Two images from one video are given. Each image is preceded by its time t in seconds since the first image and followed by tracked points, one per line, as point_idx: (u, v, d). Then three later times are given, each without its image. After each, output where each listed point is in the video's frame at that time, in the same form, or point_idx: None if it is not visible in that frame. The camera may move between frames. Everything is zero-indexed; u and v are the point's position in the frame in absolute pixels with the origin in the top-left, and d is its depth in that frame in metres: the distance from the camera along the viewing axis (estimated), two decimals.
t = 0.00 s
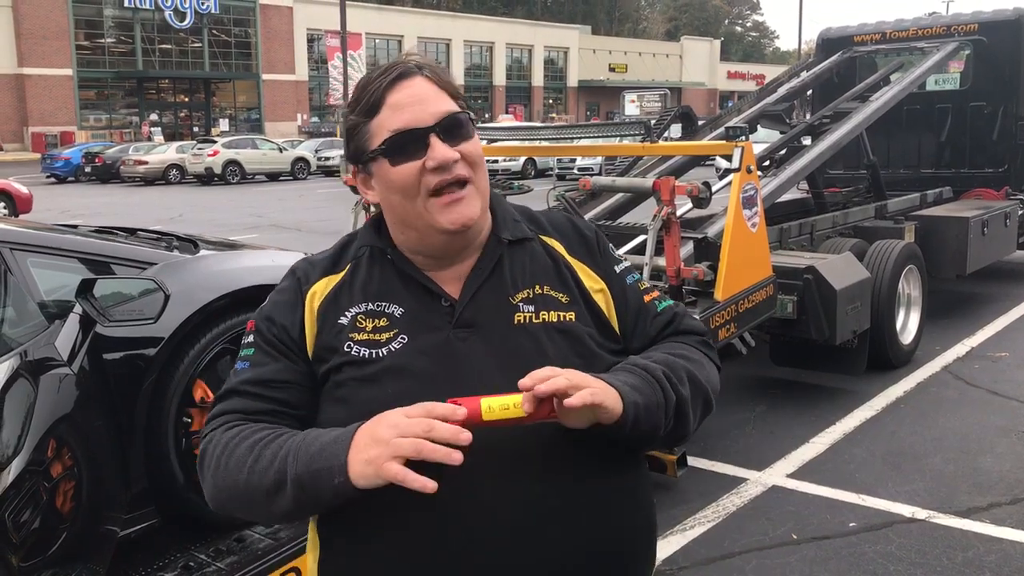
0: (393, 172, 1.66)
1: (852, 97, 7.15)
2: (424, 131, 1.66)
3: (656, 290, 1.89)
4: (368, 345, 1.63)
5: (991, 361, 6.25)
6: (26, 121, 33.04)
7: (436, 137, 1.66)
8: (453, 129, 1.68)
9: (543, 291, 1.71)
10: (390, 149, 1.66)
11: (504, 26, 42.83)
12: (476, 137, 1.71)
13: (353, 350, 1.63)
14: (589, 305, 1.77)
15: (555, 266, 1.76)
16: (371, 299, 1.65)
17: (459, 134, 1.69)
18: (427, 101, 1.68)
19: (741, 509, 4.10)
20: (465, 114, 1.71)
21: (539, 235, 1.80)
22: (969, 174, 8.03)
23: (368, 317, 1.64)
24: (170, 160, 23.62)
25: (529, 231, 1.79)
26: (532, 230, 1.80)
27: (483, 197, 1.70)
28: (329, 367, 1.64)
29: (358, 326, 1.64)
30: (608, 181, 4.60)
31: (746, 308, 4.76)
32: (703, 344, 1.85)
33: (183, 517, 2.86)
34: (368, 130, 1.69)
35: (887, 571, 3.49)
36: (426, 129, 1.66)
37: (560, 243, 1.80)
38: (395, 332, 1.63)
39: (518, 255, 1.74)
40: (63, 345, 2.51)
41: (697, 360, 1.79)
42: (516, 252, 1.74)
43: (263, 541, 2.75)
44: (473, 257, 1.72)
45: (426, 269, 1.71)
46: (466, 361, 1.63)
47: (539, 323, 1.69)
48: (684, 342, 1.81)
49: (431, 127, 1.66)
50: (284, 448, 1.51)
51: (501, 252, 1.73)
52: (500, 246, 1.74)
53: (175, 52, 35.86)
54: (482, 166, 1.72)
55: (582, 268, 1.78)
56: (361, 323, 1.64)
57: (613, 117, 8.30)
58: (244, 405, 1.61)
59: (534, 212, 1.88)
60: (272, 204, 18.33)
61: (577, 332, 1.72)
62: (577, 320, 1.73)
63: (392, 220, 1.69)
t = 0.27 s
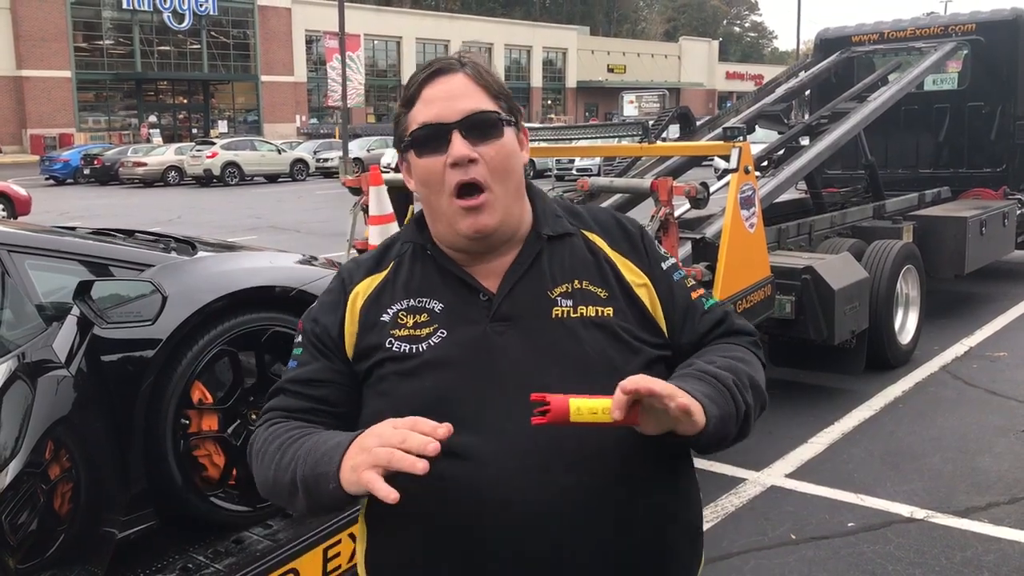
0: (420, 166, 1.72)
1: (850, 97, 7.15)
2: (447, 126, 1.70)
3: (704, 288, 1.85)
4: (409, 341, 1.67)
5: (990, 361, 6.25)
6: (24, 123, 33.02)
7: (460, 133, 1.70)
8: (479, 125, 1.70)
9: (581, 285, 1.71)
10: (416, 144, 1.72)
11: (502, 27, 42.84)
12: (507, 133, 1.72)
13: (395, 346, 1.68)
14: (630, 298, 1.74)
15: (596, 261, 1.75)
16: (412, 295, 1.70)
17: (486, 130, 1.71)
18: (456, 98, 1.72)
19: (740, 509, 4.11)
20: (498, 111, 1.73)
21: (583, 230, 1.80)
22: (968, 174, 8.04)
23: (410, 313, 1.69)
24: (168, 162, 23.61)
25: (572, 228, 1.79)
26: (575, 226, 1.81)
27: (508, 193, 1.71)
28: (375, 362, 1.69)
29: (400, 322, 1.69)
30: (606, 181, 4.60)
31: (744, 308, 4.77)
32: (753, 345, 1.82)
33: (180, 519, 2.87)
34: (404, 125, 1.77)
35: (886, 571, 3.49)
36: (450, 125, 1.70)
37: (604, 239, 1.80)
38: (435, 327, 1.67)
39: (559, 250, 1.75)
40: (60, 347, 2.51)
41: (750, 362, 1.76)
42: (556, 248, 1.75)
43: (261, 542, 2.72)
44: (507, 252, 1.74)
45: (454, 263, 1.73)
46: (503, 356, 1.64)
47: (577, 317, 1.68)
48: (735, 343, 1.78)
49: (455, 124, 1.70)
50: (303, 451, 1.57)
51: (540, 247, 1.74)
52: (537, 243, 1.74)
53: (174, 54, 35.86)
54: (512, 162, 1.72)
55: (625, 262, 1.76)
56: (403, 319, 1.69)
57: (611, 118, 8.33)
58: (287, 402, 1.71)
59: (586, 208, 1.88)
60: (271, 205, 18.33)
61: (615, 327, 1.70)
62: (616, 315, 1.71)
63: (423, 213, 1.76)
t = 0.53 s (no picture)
0: (461, 156, 1.82)
1: (847, 98, 7.16)
2: (490, 119, 1.80)
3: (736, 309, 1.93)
4: (437, 335, 1.73)
5: (988, 361, 6.26)
6: (21, 125, 32.97)
7: (502, 128, 1.80)
8: (522, 122, 1.80)
9: (613, 292, 1.75)
10: (459, 135, 1.82)
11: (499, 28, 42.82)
12: (548, 133, 1.81)
13: (422, 340, 1.73)
14: (662, 309, 1.78)
15: (632, 271, 1.79)
16: (443, 291, 1.77)
17: (528, 127, 1.81)
18: (502, 94, 1.82)
19: (738, 510, 4.11)
20: (541, 110, 1.83)
21: (619, 237, 1.85)
22: (965, 174, 8.05)
23: (439, 308, 1.76)
24: (166, 164, 23.59)
25: (608, 234, 1.84)
26: (611, 232, 1.86)
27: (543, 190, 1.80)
28: (401, 355, 1.75)
29: (430, 316, 1.75)
30: (603, 183, 4.59)
31: (742, 310, 4.77)
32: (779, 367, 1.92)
33: (177, 522, 2.86)
34: (448, 115, 1.87)
35: (883, 571, 3.50)
36: (493, 119, 1.80)
37: (641, 251, 1.83)
38: (463, 322, 1.73)
39: (592, 256, 1.80)
40: (57, 349, 2.52)
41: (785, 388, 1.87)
42: (591, 254, 1.80)
43: (258, 544, 2.70)
44: (537, 248, 1.82)
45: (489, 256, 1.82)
46: (530, 357, 1.68)
47: (605, 324, 1.72)
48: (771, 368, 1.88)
49: (499, 119, 1.80)
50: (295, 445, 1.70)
51: (574, 251, 1.80)
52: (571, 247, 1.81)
53: (171, 55, 35.84)
54: (550, 160, 1.82)
55: (660, 276, 1.80)
56: (432, 313, 1.75)
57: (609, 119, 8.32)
58: (310, 392, 1.84)
59: (625, 214, 1.93)
60: (269, 207, 18.30)
61: (642, 336, 1.74)
62: (644, 325, 1.75)
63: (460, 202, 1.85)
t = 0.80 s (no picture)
0: (489, 145, 1.84)
1: (844, 99, 7.16)
2: (521, 111, 1.82)
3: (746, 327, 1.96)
4: (449, 329, 1.72)
5: (985, 362, 6.27)
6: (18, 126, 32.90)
7: (533, 120, 1.82)
8: (553, 116, 1.82)
9: (629, 300, 1.75)
10: (489, 124, 1.85)
11: (497, 29, 42.83)
12: (577, 129, 1.83)
13: (433, 334, 1.73)
14: (675, 321, 1.79)
15: (647, 280, 1.79)
16: (457, 284, 1.76)
17: (559, 122, 1.82)
18: (534, 87, 1.83)
19: (735, 511, 4.11)
20: (573, 106, 1.84)
21: (638, 245, 1.86)
22: (962, 175, 8.06)
23: (452, 301, 1.75)
24: (163, 164, 23.56)
25: (627, 240, 1.84)
26: (630, 240, 1.86)
27: (568, 184, 1.81)
28: (409, 349, 1.74)
29: (442, 309, 1.74)
30: (600, 184, 4.59)
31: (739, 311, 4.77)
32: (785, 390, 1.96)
33: (174, 522, 2.85)
34: (478, 105, 1.89)
35: (880, 572, 3.50)
36: (524, 110, 1.82)
37: (660, 263, 1.83)
38: (475, 317, 1.72)
39: (609, 262, 1.80)
40: (54, 350, 2.52)
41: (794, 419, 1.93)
42: (607, 259, 1.80)
43: (256, 546, 2.70)
44: (556, 243, 1.83)
45: (506, 250, 1.84)
46: (541, 357, 1.68)
47: (618, 330, 1.72)
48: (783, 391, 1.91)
49: (530, 111, 1.82)
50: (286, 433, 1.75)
51: (591, 255, 1.80)
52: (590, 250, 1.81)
53: (168, 56, 35.81)
54: (578, 156, 1.83)
55: (675, 288, 1.81)
56: (444, 306, 1.74)
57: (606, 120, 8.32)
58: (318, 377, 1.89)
59: (646, 222, 1.93)
60: (266, 208, 18.29)
61: (654, 345, 1.74)
62: (657, 335, 1.75)
63: (483, 191, 1.86)
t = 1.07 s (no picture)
0: (501, 144, 1.84)
1: (842, 101, 7.18)
2: (534, 111, 1.82)
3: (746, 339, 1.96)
4: (452, 329, 1.72)
5: (982, 363, 6.28)
6: (15, 126, 32.84)
7: (545, 121, 1.81)
8: (566, 119, 1.82)
9: (634, 307, 1.76)
10: (501, 123, 1.84)
11: (495, 30, 42.84)
12: (589, 132, 1.83)
13: (436, 332, 1.73)
14: (678, 329, 1.80)
15: (652, 286, 1.80)
16: (462, 283, 1.77)
17: (571, 124, 1.82)
18: (549, 87, 1.83)
19: (733, 512, 4.12)
20: (585, 109, 1.84)
21: (644, 252, 1.86)
22: (959, 177, 8.07)
23: (456, 301, 1.75)
24: (161, 165, 23.54)
25: (633, 246, 1.85)
26: (635, 246, 1.86)
27: (577, 187, 1.81)
28: (412, 348, 1.74)
29: (446, 309, 1.74)
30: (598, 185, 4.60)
31: (737, 312, 4.77)
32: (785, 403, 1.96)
33: (173, 523, 2.85)
34: (491, 104, 1.88)
35: (878, 573, 3.50)
36: (537, 111, 1.82)
37: (665, 271, 1.84)
38: (479, 317, 1.72)
39: (615, 268, 1.80)
40: (52, 351, 2.51)
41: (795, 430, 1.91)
42: (613, 265, 1.81)
43: (254, 546, 2.69)
44: (562, 247, 1.83)
45: (512, 250, 1.84)
46: (545, 359, 1.68)
47: (622, 337, 1.73)
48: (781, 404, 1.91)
49: (543, 112, 1.82)
50: (289, 431, 1.73)
51: (597, 261, 1.80)
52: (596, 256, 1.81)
53: (166, 57, 35.79)
54: (588, 159, 1.83)
55: (679, 297, 1.82)
56: (449, 306, 1.74)
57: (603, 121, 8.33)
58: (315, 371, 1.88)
59: (651, 229, 1.94)
60: (265, 209, 18.28)
61: (658, 353, 1.75)
62: (660, 344, 1.75)
63: (492, 190, 1.86)
